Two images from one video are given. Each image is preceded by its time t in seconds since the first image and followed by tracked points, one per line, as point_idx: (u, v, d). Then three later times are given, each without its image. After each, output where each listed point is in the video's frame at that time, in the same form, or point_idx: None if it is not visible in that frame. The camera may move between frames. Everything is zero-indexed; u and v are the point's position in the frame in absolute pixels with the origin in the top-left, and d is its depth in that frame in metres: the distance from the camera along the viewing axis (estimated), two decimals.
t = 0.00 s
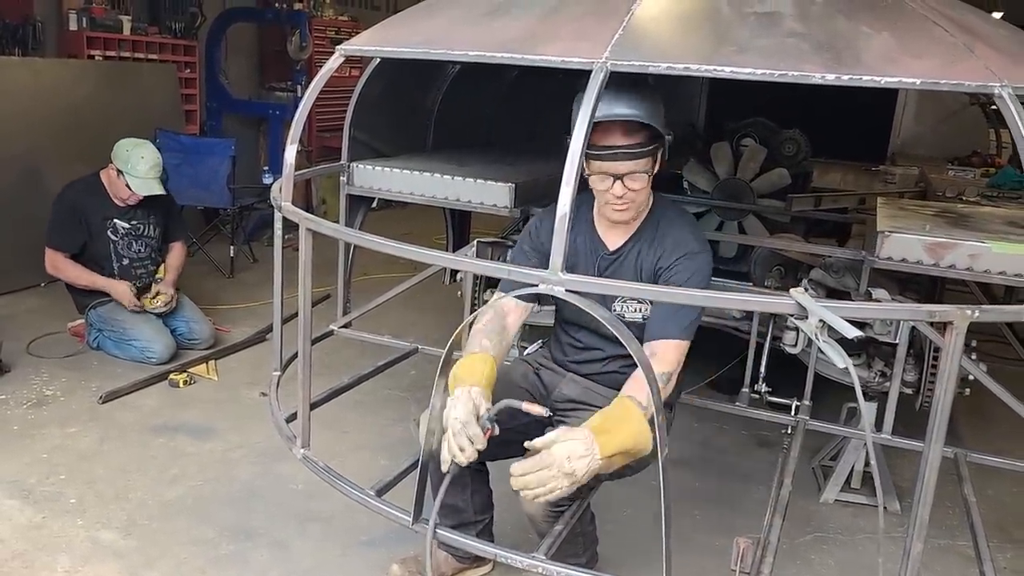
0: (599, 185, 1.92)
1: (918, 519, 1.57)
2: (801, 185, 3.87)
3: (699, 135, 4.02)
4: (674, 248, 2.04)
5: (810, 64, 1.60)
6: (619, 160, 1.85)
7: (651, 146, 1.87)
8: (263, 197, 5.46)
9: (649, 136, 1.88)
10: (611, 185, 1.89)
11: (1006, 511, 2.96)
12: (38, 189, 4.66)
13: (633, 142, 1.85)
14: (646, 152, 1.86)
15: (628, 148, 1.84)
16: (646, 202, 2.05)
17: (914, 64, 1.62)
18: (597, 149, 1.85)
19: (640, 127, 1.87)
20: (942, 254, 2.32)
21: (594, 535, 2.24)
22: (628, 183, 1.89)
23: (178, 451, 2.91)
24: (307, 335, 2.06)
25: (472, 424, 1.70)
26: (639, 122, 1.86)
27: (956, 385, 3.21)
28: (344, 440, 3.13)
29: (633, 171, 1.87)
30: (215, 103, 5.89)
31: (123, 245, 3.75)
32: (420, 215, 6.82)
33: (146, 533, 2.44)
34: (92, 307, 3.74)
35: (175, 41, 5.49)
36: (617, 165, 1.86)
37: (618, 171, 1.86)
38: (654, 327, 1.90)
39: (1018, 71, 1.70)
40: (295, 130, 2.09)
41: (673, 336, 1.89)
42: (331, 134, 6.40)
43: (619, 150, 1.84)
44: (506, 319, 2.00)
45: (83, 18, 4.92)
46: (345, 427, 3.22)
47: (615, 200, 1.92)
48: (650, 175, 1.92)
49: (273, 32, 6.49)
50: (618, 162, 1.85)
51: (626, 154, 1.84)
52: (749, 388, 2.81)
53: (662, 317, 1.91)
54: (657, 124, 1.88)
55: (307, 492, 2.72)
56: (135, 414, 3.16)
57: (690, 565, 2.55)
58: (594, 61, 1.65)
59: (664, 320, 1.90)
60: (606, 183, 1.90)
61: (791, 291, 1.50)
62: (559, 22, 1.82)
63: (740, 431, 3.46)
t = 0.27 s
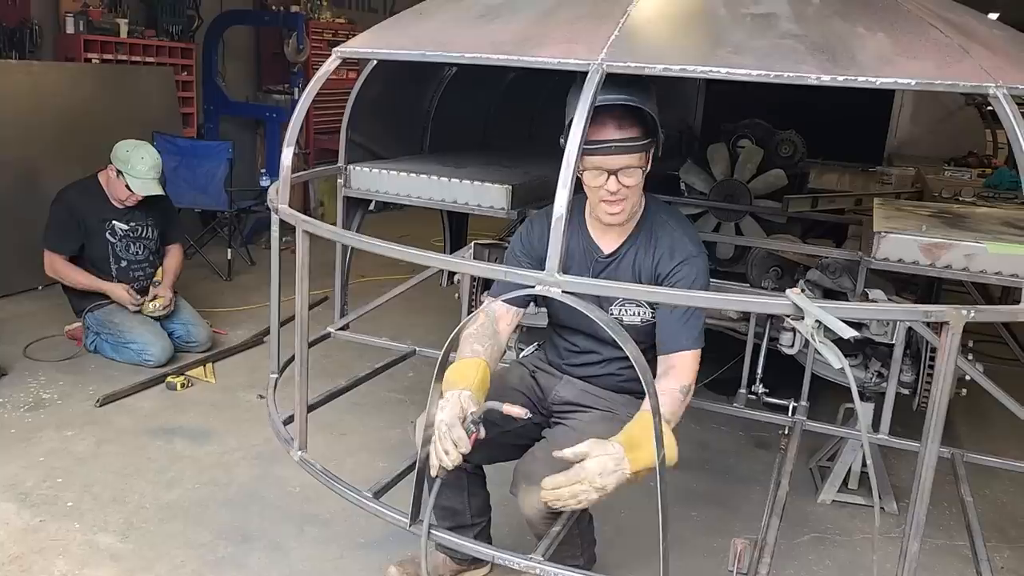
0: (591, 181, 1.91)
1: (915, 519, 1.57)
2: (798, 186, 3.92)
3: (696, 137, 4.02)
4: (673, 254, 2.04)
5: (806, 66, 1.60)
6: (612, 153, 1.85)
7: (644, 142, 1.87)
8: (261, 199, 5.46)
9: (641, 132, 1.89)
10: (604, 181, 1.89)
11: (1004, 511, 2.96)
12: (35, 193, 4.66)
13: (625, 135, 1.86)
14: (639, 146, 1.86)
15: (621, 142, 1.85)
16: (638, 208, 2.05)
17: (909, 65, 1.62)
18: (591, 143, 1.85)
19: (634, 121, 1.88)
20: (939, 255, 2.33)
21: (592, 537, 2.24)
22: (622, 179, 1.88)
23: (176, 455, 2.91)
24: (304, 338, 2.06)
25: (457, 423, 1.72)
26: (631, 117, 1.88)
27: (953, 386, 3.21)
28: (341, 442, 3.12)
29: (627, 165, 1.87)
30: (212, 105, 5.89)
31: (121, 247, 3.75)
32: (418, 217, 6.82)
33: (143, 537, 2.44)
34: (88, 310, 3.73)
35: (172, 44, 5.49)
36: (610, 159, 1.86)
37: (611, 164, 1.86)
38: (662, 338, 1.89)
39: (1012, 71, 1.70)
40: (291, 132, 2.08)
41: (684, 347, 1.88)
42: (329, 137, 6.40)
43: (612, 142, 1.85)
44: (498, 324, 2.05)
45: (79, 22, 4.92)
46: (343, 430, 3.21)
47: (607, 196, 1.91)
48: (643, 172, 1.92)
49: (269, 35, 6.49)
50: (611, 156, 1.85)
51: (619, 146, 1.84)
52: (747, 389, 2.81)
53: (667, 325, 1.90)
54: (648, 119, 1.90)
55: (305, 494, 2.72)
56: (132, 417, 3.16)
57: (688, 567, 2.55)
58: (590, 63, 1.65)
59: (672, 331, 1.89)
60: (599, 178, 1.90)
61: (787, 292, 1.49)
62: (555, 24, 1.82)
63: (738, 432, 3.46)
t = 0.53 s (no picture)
0: (588, 183, 1.92)
1: (912, 519, 1.58)
2: (796, 187, 3.91)
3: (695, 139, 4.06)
4: (674, 253, 2.05)
5: (801, 67, 1.61)
6: (607, 155, 1.86)
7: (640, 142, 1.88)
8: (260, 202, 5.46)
9: (638, 133, 1.90)
10: (600, 182, 1.90)
11: (1002, 512, 2.96)
12: (34, 196, 4.66)
13: (621, 136, 1.87)
14: (634, 147, 1.86)
15: (617, 143, 1.85)
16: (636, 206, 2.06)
17: (904, 66, 1.63)
18: (587, 144, 1.86)
19: (630, 122, 1.88)
20: (936, 255, 2.33)
21: (590, 538, 2.24)
22: (618, 180, 1.89)
23: (175, 458, 2.91)
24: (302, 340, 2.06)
25: (449, 432, 1.72)
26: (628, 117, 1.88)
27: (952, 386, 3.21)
28: (340, 445, 3.13)
29: (623, 166, 1.87)
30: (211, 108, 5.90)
31: (120, 249, 3.75)
32: (418, 219, 6.83)
33: (142, 540, 2.44)
34: (87, 312, 3.74)
35: (170, 47, 5.50)
36: (606, 160, 1.87)
37: (607, 167, 1.87)
38: (673, 337, 1.92)
39: (1008, 72, 1.71)
40: (288, 135, 2.09)
41: (695, 345, 1.91)
42: (328, 139, 6.40)
43: (607, 144, 1.85)
44: (497, 331, 2.06)
45: (78, 25, 4.92)
46: (342, 432, 3.22)
47: (604, 198, 1.92)
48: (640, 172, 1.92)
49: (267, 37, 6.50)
50: (607, 157, 1.86)
51: (614, 149, 1.85)
52: (745, 389, 2.81)
53: (676, 325, 1.92)
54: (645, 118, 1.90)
55: (303, 496, 2.72)
56: (131, 420, 3.16)
57: (686, 567, 2.55)
58: (586, 65, 1.66)
59: (682, 330, 1.91)
60: (595, 180, 1.91)
61: (783, 293, 1.49)
62: (551, 25, 1.83)
63: (736, 433, 3.47)
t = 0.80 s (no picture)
0: (587, 181, 1.91)
1: (911, 520, 1.57)
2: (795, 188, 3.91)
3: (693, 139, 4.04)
4: (674, 253, 2.05)
5: (798, 68, 1.61)
6: (606, 152, 1.85)
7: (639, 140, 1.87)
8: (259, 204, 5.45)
9: (637, 131, 1.89)
10: (599, 179, 1.89)
11: (1002, 512, 2.96)
12: (33, 199, 4.67)
13: (621, 134, 1.86)
14: (633, 143, 1.86)
15: (615, 140, 1.85)
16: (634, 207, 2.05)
17: (901, 66, 1.63)
18: (586, 141, 1.85)
19: (630, 120, 1.88)
20: (934, 255, 2.33)
21: (589, 540, 2.24)
22: (617, 178, 1.88)
23: (174, 460, 2.91)
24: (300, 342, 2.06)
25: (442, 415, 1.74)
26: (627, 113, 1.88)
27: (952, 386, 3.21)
28: (339, 447, 3.12)
29: (621, 163, 1.87)
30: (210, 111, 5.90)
31: (120, 251, 3.75)
32: (418, 221, 6.83)
33: (141, 542, 2.44)
34: (87, 315, 3.74)
35: (170, 50, 5.50)
36: (604, 157, 1.86)
37: (605, 164, 1.86)
38: (671, 337, 1.91)
39: (1004, 72, 1.70)
40: (285, 138, 2.09)
41: (693, 345, 1.91)
42: (327, 141, 6.40)
43: (606, 141, 1.85)
44: (499, 334, 2.07)
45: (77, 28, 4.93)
46: (341, 434, 3.21)
47: (603, 196, 1.91)
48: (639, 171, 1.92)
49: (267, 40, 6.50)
50: (605, 154, 1.86)
51: (613, 145, 1.85)
52: (744, 390, 2.81)
53: (676, 325, 1.92)
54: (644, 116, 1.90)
55: (302, 499, 2.72)
56: (130, 423, 3.16)
57: (686, 569, 2.55)
58: (582, 66, 1.66)
59: (680, 330, 1.91)
60: (594, 178, 1.90)
61: (779, 293, 1.49)
62: (547, 27, 1.83)
63: (735, 434, 3.46)
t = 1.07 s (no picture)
0: (584, 188, 1.92)
1: (910, 521, 1.57)
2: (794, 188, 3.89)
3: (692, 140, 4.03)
4: (675, 255, 2.05)
5: (796, 68, 1.60)
6: (601, 161, 1.85)
7: (634, 147, 1.87)
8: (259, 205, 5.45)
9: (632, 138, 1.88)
10: (596, 187, 1.90)
11: (1001, 513, 2.95)
12: (32, 200, 4.66)
13: (615, 142, 1.86)
14: (628, 152, 1.86)
15: (610, 149, 1.84)
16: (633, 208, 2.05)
17: (900, 66, 1.62)
18: (581, 150, 1.85)
19: (624, 127, 1.87)
20: (934, 256, 2.32)
21: (587, 541, 2.23)
22: (613, 186, 1.89)
23: (172, 461, 2.90)
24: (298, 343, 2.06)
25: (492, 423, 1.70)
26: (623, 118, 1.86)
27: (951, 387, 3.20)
28: (338, 448, 3.12)
29: (617, 171, 1.87)
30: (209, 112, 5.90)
31: (119, 252, 3.75)
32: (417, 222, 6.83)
33: (138, 544, 2.43)
34: (85, 316, 3.73)
35: (168, 51, 5.49)
36: (600, 166, 1.86)
37: (601, 173, 1.87)
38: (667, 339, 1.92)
39: (1003, 71, 1.70)
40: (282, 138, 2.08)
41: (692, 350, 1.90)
42: (326, 142, 6.40)
43: (601, 149, 1.85)
44: (510, 334, 2.05)
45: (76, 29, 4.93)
46: (339, 436, 3.21)
47: (600, 203, 1.92)
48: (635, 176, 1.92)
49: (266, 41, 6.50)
50: (601, 163, 1.85)
51: (608, 154, 1.84)
52: (744, 391, 2.80)
53: (673, 327, 1.92)
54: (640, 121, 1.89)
55: (301, 500, 2.71)
56: (128, 424, 3.15)
57: (684, 570, 2.54)
58: (580, 66, 1.65)
59: (676, 334, 1.92)
60: (590, 186, 1.90)
61: (778, 294, 1.48)
62: (545, 27, 1.83)
63: (734, 435, 3.46)
